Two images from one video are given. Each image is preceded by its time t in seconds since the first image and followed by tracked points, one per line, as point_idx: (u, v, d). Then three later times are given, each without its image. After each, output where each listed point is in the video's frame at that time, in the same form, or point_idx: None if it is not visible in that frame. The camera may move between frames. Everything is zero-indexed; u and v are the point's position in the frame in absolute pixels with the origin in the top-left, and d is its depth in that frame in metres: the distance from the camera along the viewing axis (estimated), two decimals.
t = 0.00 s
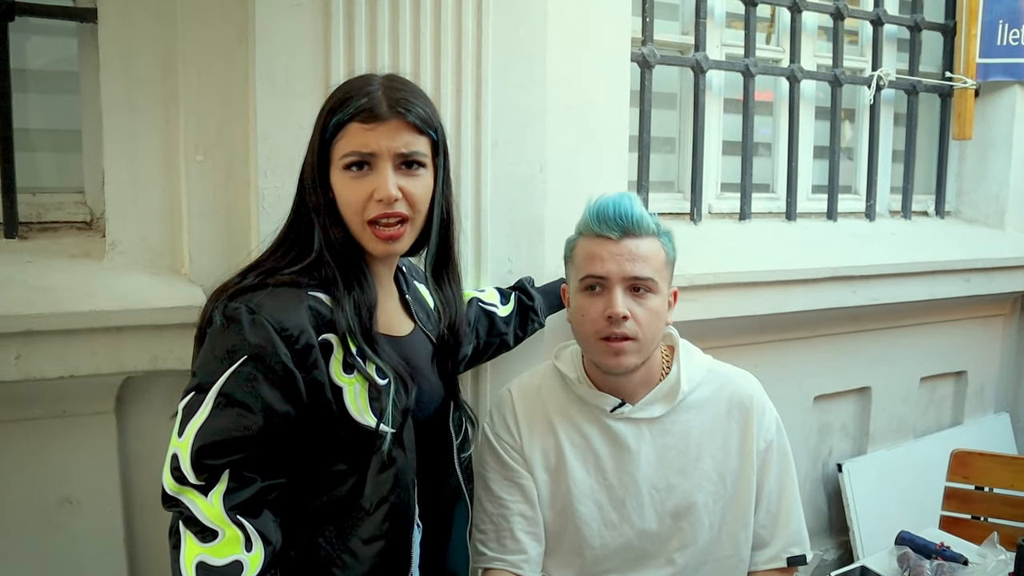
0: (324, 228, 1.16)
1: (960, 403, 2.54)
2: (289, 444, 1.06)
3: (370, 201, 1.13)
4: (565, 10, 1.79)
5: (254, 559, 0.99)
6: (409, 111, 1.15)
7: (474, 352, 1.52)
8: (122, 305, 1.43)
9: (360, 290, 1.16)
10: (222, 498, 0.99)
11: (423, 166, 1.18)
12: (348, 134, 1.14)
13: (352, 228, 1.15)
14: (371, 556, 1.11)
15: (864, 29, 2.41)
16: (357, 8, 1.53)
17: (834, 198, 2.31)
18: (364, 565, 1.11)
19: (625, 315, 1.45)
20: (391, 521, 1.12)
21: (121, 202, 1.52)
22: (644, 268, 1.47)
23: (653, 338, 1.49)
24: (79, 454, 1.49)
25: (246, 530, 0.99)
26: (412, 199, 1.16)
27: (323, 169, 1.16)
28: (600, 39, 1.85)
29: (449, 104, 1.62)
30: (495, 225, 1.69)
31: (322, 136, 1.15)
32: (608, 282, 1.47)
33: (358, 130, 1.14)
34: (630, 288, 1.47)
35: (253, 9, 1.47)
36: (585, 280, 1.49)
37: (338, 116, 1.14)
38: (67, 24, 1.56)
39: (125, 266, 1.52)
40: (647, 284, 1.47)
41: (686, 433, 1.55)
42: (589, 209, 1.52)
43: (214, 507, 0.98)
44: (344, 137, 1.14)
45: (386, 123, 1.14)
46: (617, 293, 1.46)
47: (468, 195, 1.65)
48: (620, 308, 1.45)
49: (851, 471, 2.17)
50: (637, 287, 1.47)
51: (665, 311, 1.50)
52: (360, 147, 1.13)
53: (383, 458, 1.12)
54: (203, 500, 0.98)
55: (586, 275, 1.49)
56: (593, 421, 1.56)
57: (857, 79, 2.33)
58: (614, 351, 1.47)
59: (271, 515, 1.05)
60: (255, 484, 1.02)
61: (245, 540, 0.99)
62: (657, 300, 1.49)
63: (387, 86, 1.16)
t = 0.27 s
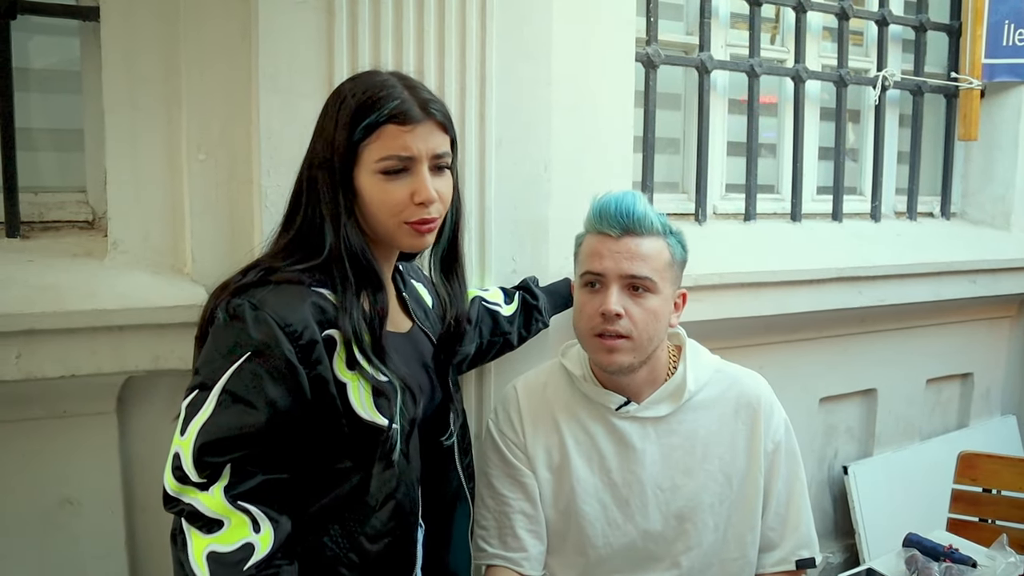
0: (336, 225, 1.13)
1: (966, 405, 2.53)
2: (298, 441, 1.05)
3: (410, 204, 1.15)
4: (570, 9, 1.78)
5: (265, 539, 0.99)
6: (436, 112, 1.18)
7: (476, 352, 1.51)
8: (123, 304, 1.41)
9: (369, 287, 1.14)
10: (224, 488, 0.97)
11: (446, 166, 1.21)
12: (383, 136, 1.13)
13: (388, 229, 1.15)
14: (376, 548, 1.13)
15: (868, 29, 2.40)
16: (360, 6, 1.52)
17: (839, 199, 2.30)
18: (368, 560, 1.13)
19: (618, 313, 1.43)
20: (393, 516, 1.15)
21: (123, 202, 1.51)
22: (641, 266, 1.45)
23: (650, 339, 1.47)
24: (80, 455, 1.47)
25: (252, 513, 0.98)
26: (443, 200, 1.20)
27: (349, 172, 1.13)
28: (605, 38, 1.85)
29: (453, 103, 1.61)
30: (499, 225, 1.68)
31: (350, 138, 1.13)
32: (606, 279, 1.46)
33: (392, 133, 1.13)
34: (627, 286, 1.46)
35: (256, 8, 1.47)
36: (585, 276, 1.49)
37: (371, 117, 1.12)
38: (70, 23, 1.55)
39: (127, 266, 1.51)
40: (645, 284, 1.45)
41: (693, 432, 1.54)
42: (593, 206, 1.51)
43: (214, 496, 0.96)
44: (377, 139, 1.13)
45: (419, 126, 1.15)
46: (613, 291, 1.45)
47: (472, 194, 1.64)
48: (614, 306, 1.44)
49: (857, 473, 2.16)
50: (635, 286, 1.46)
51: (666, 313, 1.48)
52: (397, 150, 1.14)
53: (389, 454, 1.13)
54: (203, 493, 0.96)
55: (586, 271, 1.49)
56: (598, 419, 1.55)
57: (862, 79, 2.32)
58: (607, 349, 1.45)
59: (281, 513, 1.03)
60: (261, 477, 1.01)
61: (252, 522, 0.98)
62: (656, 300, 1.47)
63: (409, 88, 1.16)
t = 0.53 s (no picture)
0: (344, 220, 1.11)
1: (971, 407, 2.51)
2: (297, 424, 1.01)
3: (437, 218, 1.14)
4: (573, 9, 1.77)
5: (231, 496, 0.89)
6: (453, 122, 1.17)
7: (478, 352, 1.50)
8: (125, 304, 1.41)
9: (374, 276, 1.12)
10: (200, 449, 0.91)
11: (466, 175, 1.21)
12: (405, 152, 1.12)
13: (416, 244, 1.15)
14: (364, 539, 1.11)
15: (873, 29, 2.39)
16: (362, 6, 1.52)
17: (843, 200, 2.29)
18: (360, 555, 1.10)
19: (621, 312, 1.43)
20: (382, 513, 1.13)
21: (125, 202, 1.51)
22: (644, 265, 1.44)
23: (656, 338, 1.46)
24: (81, 455, 1.47)
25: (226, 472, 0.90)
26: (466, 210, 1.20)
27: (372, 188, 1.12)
28: (608, 38, 1.84)
29: (455, 102, 1.60)
30: (502, 225, 1.67)
31: (372, 155, 1.11)
32: (610, 278, 1.46)
33: (415, 147, 1.13)
34: (631, 286, 1.45)
35: (258, 7, 1.46)
36: (590, 276, 1.48)
37: (392, 133, 1.11)
38: (72, 23, 1.55)
39: (129, 265, 1.51)
40: (650, 283, 1.44)
41: (698, 431, 1.53)
42: (600, 206, 1.50)
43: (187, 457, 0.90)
44: (400, 154, 1.12)
45: (439, 138, 1.14)
46: (616, 290, 1.44)
47: (475, 194, 1.63)
48: (617, 305, 1.43)
49: (862, 474, 2.15)
50: (640, 285, 1.45)
51: (670, 312, 1.47)
52: (420, 164, 1.13)
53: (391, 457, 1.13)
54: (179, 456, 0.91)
55: (592, 271, 1.48)
56: (602, 416, 1.54)
57: (866, 79, 2.31)
58: (612, 348, 1.45)
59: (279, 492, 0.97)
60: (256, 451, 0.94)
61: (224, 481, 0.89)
62: (661, 299, 1.45)
63: (423, 98, 1.15)
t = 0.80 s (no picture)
0: (342, 223, 1.13)
1: (972, 406, 2.52)
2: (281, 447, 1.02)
3: (422, 201, 1.15)
4: (576, 10, 1.77)
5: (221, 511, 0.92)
6: (453, 112, 1.19)
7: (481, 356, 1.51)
8: (128, 306, 1.41)
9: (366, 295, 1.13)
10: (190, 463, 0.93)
11: (464, 167, 1.22)
12: (397, 134, 1.15)
13: (399, 226, 1.16)
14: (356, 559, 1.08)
15: (876, 28, 2.39)
16: (365, 8, 1.52)
17: (845, 199, 2.29)
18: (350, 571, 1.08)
19: (627, 314, 1.43)
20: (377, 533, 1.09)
21: (128, 203, 1.51)
22: (652, 268, 1.44)
23: (663, 340, 1.47)
24: (84, 456, 1.48)
25: (215, 487, 0.93)
26: (458, 201, 1.20)
27: (364, 166, 1.15)
28: (611, 38, 1.84)
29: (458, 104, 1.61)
30: (504, 226, 1.67)
31: (367, 134, 1.14)
32: (616, 280, 1.46)
33: (409, 130, 1.15)
34: (638, 288, 1.45)
35: (261, 9, 1.46)
36: (597, 277, 1.49)
37: (387, 114, 1.14)
38: (75, 25, 1.55)
39: (132, 267, 1.51)
40: (657, 285, 1.45)
41: (701, 433, 1.53)
42: (606, 208, 1.51)
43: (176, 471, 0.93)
44: (392, 136, 1.15)
45: (435, 124, 1.17)
46: (623, 292, 1.45)
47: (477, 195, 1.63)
48: (624, 307, 1.43)
49: (863, 474, 2.15)
50: (647, 288, 1.45)
51: (676, 314, 1.47)
52: (412, 147, 1.15)
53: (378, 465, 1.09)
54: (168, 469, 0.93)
55: (598, 272, 1.48)
56: (606, 416, 1.55)
57: (869, 79, 2.31)
58: (618, 350, 1.45)
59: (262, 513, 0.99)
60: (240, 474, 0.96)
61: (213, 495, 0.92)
62: (667, 301, 1.46)
63: (428, 88, 1.19)
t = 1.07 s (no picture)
0: (337, 226, 1.15)
1: (974, 406, 2.52)
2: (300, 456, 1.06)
3: (403, 195, 1.14)
4: (578, 11, 1.78)
5: (281, 561, 1.01)
6: (434, 106, 1.18)
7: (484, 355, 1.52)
8: (133, 307, 1.42)
9: (375, 289, 1.17)
10: (238, 509, 0.98)
11: (448, 162, 1.21)
12: (375, 130, 1.15)
13: (382, 223, 1.15)
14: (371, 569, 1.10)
15: (878, 28, 2.39)
16: (368, 10, 1.53)
17: (848, 199, 2.29)
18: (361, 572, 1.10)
19: (634, 310, 1.43)
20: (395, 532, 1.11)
21: (134, 205, 1.52)
22: (655, 263, 1.45)
23: (668, 335, 1.47)
24: (91, 455, 1.49)
25: (268, 535, 1.00)
26: (443, 195, 1.18)
27: (346, 165, 1.16)
28: (613, 39, 1.84)
29: (460, 106, 1.61)
30: (506, 227, 1.68)
31: (347, 133, 1.15)
32: (619, 278, 1.47)
33: (388, 125, 1.15)
34: (640, 284, 1.46)
35: (265, 11, 1.47)
36: (599, 275, 1.49)
37: (364, 111, 1.15)
38: (81, 27, 1.56)
39: (137, 268, 1.52)
40: (659, 281, 1.46)
41: (703, 434, 1.54)
42: (606, 209, 1.52)
43: (232, 518, 0.98)
44: (371, 132, 1.15)
45: (414, 118, 1.16)
46: (626, 288, 1.45)
47: (480, 196, 1.64)
48: (629, 303, 1.44)
49: (865, 473, 2.15)
50: (649, 284, 1.46)
51: (679, 309, 1.48)
52: (390, 142, 1.15)
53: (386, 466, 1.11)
54: (219, 512, 0.98)
55: (600, 271, 1.49)
56: (611, 413, 1.56)
57: (871, 78, 2.31)
58: (624, 346, 1.45)
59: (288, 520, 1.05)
60: (270, 492, 1.02)
61: (268, 544, 1.00)
62: (670, 297, 1.47)
63: (409, 84, 1.18)
